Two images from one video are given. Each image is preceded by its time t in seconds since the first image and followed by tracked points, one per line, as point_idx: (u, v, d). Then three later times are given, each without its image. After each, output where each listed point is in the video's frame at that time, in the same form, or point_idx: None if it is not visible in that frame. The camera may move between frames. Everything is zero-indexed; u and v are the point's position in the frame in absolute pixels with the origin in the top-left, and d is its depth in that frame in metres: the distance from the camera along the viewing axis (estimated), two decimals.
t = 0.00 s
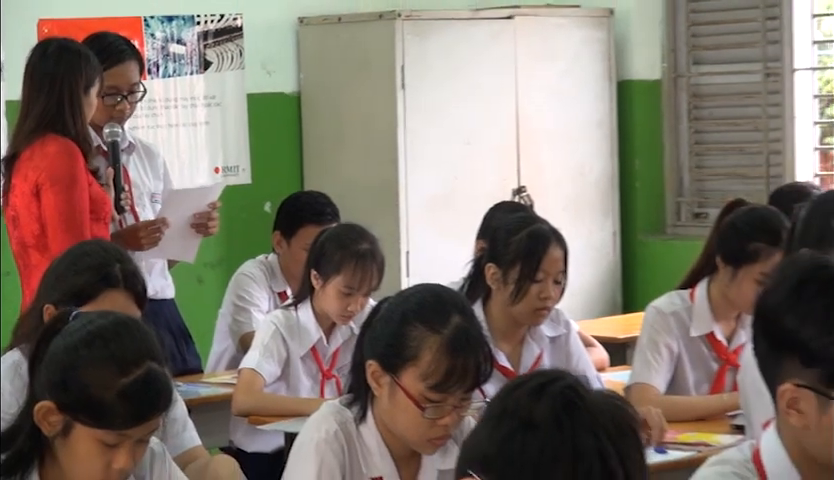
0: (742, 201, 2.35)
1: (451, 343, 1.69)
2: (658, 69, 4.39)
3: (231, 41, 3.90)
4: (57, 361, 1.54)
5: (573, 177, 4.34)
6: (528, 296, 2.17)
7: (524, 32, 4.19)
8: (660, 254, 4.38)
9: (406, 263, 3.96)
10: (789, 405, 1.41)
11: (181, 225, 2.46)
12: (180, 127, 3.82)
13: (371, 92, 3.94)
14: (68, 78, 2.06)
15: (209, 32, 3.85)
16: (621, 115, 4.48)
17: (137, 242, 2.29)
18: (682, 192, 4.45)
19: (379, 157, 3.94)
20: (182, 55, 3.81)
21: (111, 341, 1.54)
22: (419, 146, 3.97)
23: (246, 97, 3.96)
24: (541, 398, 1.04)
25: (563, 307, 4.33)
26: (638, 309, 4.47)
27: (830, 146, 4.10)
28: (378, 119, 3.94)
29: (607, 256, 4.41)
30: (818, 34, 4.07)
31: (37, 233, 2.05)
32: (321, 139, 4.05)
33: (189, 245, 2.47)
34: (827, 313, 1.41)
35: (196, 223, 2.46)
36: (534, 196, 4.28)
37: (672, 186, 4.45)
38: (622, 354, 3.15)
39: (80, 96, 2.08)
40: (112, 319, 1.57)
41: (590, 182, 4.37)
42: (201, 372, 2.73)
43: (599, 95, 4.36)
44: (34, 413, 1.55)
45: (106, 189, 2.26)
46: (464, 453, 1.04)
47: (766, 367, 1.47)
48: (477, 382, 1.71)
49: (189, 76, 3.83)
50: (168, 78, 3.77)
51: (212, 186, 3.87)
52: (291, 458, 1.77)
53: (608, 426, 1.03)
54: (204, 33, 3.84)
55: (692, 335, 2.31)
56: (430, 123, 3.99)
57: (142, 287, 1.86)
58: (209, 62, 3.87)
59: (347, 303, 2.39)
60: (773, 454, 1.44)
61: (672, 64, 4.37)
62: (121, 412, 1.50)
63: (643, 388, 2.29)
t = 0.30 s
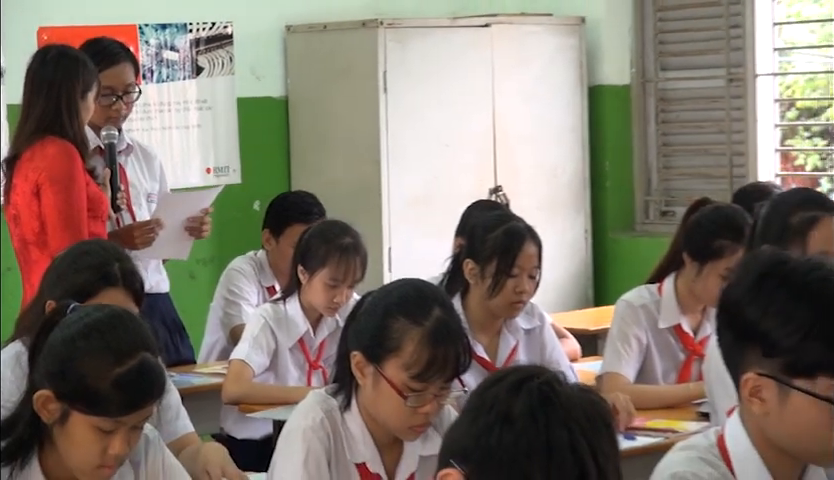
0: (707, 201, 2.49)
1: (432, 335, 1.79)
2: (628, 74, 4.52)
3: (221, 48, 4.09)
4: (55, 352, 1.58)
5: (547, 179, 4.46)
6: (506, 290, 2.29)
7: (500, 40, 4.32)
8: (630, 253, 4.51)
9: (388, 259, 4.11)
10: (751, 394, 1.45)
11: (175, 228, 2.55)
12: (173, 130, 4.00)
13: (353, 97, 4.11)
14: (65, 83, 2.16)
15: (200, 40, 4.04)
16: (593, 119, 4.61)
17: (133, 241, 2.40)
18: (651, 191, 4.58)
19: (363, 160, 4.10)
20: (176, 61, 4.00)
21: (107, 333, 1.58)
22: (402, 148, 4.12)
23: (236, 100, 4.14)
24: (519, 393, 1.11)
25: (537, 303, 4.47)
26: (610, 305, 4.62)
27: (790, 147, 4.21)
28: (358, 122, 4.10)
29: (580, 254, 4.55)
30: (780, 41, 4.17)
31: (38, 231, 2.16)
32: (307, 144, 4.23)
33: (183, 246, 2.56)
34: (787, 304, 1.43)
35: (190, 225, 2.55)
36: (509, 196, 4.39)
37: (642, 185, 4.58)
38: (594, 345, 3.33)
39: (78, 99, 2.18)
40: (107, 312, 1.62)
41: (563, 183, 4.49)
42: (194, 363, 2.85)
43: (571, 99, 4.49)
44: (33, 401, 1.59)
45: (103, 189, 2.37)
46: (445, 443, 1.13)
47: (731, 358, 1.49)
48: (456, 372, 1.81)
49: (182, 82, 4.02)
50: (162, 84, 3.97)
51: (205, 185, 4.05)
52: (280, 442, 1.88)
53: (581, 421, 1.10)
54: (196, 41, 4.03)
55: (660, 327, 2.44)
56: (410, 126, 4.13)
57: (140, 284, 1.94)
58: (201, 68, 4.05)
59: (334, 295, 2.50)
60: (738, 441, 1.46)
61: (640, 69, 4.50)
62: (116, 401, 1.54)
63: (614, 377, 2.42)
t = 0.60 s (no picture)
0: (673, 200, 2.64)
1: (410, 327, 1.91)
2: (598, 79, 4.85)
3: (210, 54, 4.24)
4: (50, 342, 1.63)
5: (521, 178, 4.74)
6: (481, 286, 2.41)
7: (477, 46, 4.60)
8: (599, 247, 4.82)
9: (369, 254, 4.34)
10: (714, 382, 1.48)
11: (166, 223, 2.65)
12: (164, 133, 4.17)
13: (337, 100, 4.34)
14: (60, 87, 2.27)
15: (190, 46, 4.19)
16: (565, 122, 4.92)
17: (126, 236, 2.50)
18: (619, 190, 4.94)
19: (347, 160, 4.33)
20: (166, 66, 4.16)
21: (101, 324, 1.64)
22: (383, 148, 4.37)
23: (224, 105, 4.31)
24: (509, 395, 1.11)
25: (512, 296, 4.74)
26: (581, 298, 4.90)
27: (752, 149, 4.58)
28: (340, 125, 4.34)
29: (551, 250, 4.84)
30: (742, 48, 4.54)
31: (35, 228, 2.27)
32: (294, 146, 4.44)
33: (175, 241, 2.66)
34: (749, 297, 1.45)
35: (181, 220, 2.66)
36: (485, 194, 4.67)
37: (611, 183, 4.94)
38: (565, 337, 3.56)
39: (72, 104, 2.28)
40: (100, 304, 1.67)
41: (536, 182, 4.77)
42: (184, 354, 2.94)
43: (545, 102, 4.78)
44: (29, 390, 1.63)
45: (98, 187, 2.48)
46: (434, 439, 1.13)
47: (694, 350, 1.53)
48: (433, 363, 1.94)
49: (172, 86, 4.18)
50: (153, 88, 4.13)
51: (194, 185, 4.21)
52: (266, 429, 1.98)
53: (568, 423, 1.10)
54: (186, 47, 4.18)
55: (628, 318, 2.59)
56: (388, 127, 4.38)
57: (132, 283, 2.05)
58: (191, 73, 4.21)
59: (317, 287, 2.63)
60: (701, 427, 1.50)
61: (610, 75, 4.85)
62: (110, 389, 1.60)
63: (585, 368, 2.57)
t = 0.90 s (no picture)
0: (642, 199, 2.80)
1: (391, 318, 2.03)
2: (570, 84, 5.15)
3: (202, 60, 4.46)
4: (51, 334, 1.75)
5: (497, 177, 4.97)
6: (460, 281, 2.58)
7: (456, 51, 4.80)
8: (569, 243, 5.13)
9: (353, 251, 4.56)
10: (682, 371, 1.60)
11: (157, 222, 2.76)
12: (159, 135, 4.37)
13: (323, 103, 4.54)
14: (58, 91, 2.38)
15: (182, 52, 4.40)
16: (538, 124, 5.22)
17: (119, 234, 2.61)
18: (590, 188, 5.22)
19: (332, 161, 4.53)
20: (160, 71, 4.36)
21: (98, 317, 1.75)
22: (367, 151, 4.57)
23: (216, 108, 4.53)
24: (488, 385, 1.23)
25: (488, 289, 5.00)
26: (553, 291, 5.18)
27: (717, 150, 4.77)
28: (327, 128, 4.54)
29: (526, 246, 5.09)
30: (707, 54, 4.73)
31: (34, 225, 2.37)
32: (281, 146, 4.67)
33: (166, 239, 2.77)
34: (715, 291, 1.56)
35: (170, 219, 2.76)
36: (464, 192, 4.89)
37: (582, 184, 5.22)
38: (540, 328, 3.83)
39: (69, 106, 2.40)
40: (98, 298, 1.79)
41: (511, 179, 5.02)
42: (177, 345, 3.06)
43: (519, 105, 5.02)
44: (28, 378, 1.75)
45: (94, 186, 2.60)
46: (414, 425, 1.25)
47: (660, 339, 1.65)
48: (414, 353, 2.05)
49: (166, 90, 4.38)
50: (148, 92, 4.34)
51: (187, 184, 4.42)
52: (255, 415, 2.10)
53: (542, 412, 1.22)
54: (179, 53, 4.39)
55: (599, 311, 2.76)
56: (372, 130, 4.58)
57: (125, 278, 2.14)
58: (184, 78, 4.42)
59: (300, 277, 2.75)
60: (668, 414, 1.62)
61: (581, 80, 5.13)
62: (106, 379, 1.70)
63: (558, 358, 2.74)
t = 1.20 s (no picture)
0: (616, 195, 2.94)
1: (376, 310, 2.15)
2: (546, 86, 5.40)
3: (195, 63, 4.64)
4: (49, 325, 1.83)
5: (477, 176, 5.22)
6: (443, 274, 2.75)
7: (438, 55, 5.04)
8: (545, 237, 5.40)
9: (340, 246, 4.77)
10: (653, 360, 1.72)
11: (155, 217, 2.87)
12: (153, 134, 4.55)
13: (311, 105, 4.75)
14: (56, 92, 2.48)
15: (177, 56, 4.57)
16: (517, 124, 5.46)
17: (117, 228, 2.73)
18: (565, 186, 5.50)
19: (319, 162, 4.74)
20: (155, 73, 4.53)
21: (96, 309, 1.86)
22: (352, 151, 4.78)
23: (208, 110, 4.71)
24: (476, 382, 1.36)
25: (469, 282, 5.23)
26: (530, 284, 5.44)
27: (686, 149, 5.11)
28: (315, 129, 4.74)
29: (505, 241, 5.34)
30: (677, 58, 5.05)
31: (34, 220, 2.48)
32: (271, 143, 4.86)
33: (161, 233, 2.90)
34: (684, 283, 1.68)
35: (167, 215, 2.88)
36: (445, 190, 5.14)
37: (557, 180, 5.51)
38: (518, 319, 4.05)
39: (67, 108, 2.50)
40: (95, 291, 1.89)
41: (491, 179, 5.27)
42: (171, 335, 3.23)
43: (498, 108, 5.26)
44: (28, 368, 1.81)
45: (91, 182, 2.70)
46: (404, 417, 1.37)
47: (633, 330, 1.77)
48: (398, 342, 2.17)
49: (160, 92, 4.55)
50: (143, 93, 4.50)
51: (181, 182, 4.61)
52: (246, 402, 2.22)
53: (525, 408, 1.35)
54: (173, 57, 4.56)
55: (574, 302, 2.95)
56: (357, 131, 4.80)
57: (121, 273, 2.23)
58: (177, 80, 4.59)
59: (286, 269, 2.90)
60: (639, 400, 1.76)
61: (557, 82, 5.40)
62: (105, 368, 1.81)
63: (535, 347, 2.92)
